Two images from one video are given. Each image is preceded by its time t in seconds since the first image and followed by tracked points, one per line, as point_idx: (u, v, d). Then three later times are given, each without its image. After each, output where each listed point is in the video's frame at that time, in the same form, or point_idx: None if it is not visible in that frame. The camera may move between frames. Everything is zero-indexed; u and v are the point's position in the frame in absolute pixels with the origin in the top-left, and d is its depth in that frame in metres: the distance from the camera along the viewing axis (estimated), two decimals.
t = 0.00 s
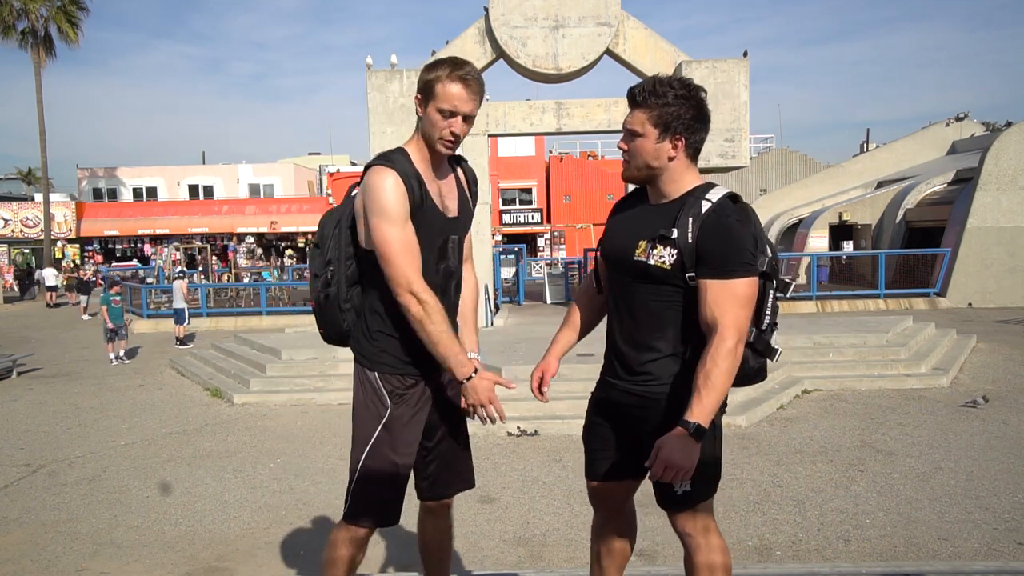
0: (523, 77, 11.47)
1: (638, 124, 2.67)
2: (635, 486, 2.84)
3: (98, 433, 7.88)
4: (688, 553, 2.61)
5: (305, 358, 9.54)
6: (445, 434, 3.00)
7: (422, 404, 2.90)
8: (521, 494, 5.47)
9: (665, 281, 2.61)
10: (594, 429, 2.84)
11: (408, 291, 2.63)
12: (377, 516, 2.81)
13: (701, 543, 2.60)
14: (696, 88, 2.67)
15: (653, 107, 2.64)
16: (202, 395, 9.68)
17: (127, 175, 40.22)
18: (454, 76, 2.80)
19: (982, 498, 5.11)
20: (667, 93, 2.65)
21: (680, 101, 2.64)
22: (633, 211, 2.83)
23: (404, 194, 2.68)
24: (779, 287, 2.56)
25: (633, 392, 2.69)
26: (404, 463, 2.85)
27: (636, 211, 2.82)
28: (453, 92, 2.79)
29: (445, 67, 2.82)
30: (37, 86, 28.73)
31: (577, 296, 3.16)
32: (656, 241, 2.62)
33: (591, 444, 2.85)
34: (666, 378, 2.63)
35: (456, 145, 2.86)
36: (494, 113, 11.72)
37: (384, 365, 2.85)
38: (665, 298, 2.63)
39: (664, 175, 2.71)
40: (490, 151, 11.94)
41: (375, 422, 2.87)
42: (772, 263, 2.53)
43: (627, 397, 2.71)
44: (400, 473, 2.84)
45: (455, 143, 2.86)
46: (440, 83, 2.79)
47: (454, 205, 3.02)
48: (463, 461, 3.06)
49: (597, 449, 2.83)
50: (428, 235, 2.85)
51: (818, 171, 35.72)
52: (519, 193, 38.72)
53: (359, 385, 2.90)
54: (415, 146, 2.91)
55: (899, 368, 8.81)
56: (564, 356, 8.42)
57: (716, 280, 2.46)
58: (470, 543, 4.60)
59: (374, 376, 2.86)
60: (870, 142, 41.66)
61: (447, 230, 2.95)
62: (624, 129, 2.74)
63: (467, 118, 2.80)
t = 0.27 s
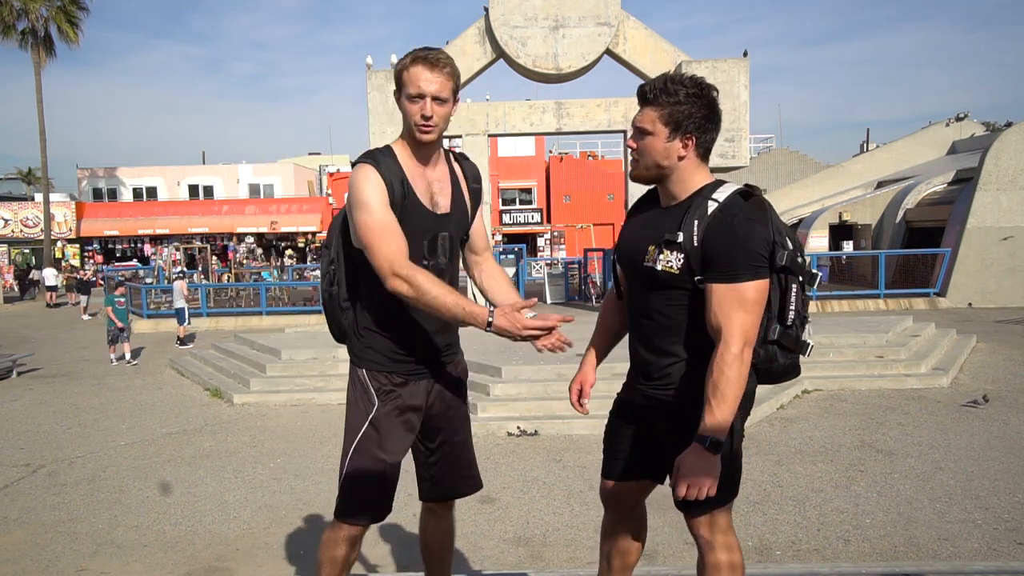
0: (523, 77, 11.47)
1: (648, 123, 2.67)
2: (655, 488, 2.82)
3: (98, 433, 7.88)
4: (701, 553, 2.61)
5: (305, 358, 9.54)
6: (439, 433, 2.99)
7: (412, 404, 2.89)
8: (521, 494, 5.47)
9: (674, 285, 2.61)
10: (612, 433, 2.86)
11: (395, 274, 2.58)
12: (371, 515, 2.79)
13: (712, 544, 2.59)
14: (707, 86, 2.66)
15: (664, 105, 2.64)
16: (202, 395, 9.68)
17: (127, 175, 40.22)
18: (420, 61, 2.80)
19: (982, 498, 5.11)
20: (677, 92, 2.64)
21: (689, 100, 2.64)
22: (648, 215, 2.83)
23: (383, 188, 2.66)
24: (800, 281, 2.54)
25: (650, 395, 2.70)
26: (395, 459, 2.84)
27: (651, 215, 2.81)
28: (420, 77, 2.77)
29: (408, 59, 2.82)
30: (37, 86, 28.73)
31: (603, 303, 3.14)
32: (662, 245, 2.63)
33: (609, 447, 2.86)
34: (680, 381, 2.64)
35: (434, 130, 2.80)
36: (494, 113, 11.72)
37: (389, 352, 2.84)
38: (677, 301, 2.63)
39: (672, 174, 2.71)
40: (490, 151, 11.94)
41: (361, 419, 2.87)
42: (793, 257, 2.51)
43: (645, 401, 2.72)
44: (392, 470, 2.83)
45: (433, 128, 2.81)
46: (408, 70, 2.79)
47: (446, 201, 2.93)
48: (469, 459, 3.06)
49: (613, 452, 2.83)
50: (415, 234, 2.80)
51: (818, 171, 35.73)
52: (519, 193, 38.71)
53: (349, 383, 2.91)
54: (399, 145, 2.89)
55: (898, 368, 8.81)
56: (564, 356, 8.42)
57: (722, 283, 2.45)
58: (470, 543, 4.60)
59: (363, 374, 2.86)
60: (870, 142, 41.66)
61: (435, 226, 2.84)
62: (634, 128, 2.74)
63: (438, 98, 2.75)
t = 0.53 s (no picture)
0: (523, 77, 11.47)
1: (666, 118, 2.65)
2: (667, 491, 2.80)
3: (98, 433, 7.88)
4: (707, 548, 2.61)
5: (305, 358, 9.53)
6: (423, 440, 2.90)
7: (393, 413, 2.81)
8: (521, 494, 5.47)
9: (679, 284, 2.61)
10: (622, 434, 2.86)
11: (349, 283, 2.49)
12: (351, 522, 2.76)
13: (721, 541, 2.59)
14: (723, 84, 2.68)
15: (683, 101, 2.64)
16: (202, 395, 9.68)
17: (127, 175, 40.21)
18: (379, 56, 2.74)
19: (982, 498, 5.11)
20: (695, 88, 2.65)
21: (707, 97, 2.65)
22: (653, 215, 2.82)
23: (347, 193, 2.60)
24: (808, 279, 2.53)
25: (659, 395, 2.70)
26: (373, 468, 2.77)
27: (656, 216, 2.80)
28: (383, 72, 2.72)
29: (369, 55, 2.76)
30: (37, 86, 28.72)
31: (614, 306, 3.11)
32: (668, 244, 2.63)
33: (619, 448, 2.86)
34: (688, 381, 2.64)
35: (399, 126, 2.76)
36: (494, 112, 11.72)
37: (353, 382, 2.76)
38: (684, 301, 2.62)
39: (684, 171, 2.70)
40: (490, 151, 11.94)
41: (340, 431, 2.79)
42: (800, 253, 2.51)
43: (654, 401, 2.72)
44: (371, 478, 2.77)
45: (398, 124, 2.77)
46: (369, 67, 2.74)
47: (417, 201, 2.87)
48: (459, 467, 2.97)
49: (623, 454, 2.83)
50: (384, 237, 2.73)
51: (818, 171, 35.73)
52: (518, 193, 38.71)
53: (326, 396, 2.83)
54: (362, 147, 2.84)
55: (898, 368, 8.82)
56: (564, 356, 8.42)
57: (725, 281, 2.43)
58: (470, 543, 4.60)
59: (339, 385, 2.79)
60: (869, 143, 41.67)
61: (405, 229, 2.79)
62: (649, 124, 2.71)
63: (400, 93, 2.69)
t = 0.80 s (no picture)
0: (523, 77, 11.47)
1: (679, 127, 2.60)
2: (662, 490, 2.81)
3: (98, 433, 7.88)
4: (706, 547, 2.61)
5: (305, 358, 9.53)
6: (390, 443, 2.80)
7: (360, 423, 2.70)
8: (521, 494, 5.47)
9: (690, 279, 2.60)
10: (622, 434, 2.84)
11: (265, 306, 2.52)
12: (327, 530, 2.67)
13: (721, 541, 2.59)
14: (727, 85, 2.64)
15: (695, 107, 2.59)
16: (202, 396, 9.68)
17: (127, 175, 40.21)
18: (346, 63, 2.65)
19: (982, 498, 5.11)
20: (703, 93, 2.60)
21: (713, 99, 2.61)
22: (660, 215, 2.81)
23: (292, 214, 2.51)
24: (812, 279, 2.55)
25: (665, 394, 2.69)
26: (338, 474, 2.68)
27: (664, 215, 2.79)
28: (352, 82, 2.63)
29: (331, 64, 2.66)
30: (37, 86, 28.72)
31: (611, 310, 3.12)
32: (681, 240, 2.61)
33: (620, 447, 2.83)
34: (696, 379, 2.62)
35: (373, 134, 2.69)
36: (494, 113, 11.72)
37: (316, 397, 2.64)
38: (693, 297, 2.61)
39: (700, 176, 2.69)
40: (490, 151, 11.94)
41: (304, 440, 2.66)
42: (804, 255, 2.54)
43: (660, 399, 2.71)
44: (338, 482, 2.68)
45: (371, 132, 2.70)
46: (336, 75, 2.64)
47: (379, 212, 2.77)
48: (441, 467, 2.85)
49: (624, 452, 2.81)
50: (339, 255, 2.61)
51: (818, 171, 35.74)
52: (519, 193, 38.72)
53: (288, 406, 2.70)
54: (325, 159, 2.74)
55: (899, 368, 8.82)
56: (564, 356, 8.42)
57: (735, 275, 2.42)
58: (470, 543, 4.60)
59: (303, 398, 2.64)
60: (869, 143, 41.69)
61: (362, 245, 2.67)
62: (662, 135, 2.65)
63: (377, 101, 2.64)
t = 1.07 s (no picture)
0: (523, 77, 11.47)
1: (670, 140, 2.57)
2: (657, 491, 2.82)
3: (98, 433, 7.89)
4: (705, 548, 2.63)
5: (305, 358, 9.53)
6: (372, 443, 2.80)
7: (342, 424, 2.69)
8: (521, 494, 5.47)
9: (693, 282, 2.60)
10: (619, 436, 2.83)
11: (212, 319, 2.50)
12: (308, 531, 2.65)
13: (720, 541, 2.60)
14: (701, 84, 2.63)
15: (679, 117, 2.56)
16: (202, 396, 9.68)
17: (127, 175, 40.20)
18: (328, 64, 2.63)
19: (982, 497, 5.11)
20: (683, 98, 2.58)
21: (695, 102, 2.60)
22: (654, 217, 2.81)
23: (256, 212, 2.49)
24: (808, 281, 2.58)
25: (666, 396, 2.68)
26: (318, 474, 2.66)
27: (659, 217, 2.78)
28: (337, 83, 2.62)
29: (307, 67, 2.63)
30: (37, 86, 28.71)
31: (608, 307, 3.13)
32: (681, 242, 2.61)
33: (617, 449, 2.82)
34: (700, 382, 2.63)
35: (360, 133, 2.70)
36: (494, 113, 11.72)
37: (297, 399, 2.63)
38: (695, 300, 2.62)
39: (700, 179, 2.68)
40: (489, 151, 11.94)
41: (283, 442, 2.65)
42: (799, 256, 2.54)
43: (660, 402, 2.70)
44: (317, 481, 2.66)
45: (358, 131, 2.70)
46: (316, 76, 2.61)
47: (355, 210, 2.74)
48: (412, 467, 2.87)
49: (622, 455, 2.80)
50: (313, 254, 2.59)
51: (818, 171, 35.75)
52: (519, 193, 38.73)
53: (269, 408, 2.67)
54: (302, 160, 2.70)
55: (898, 368, 8.82)
56: (564, 356, 8.42)
57: (745, 280, 2.45)
58: (471, 543, 4.60)
59: (281, 399, 2.63)
60: (869, 143, 41.70)
61: (336, 243, 2.65)
62: (653, 151, 2.61)
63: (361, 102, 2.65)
